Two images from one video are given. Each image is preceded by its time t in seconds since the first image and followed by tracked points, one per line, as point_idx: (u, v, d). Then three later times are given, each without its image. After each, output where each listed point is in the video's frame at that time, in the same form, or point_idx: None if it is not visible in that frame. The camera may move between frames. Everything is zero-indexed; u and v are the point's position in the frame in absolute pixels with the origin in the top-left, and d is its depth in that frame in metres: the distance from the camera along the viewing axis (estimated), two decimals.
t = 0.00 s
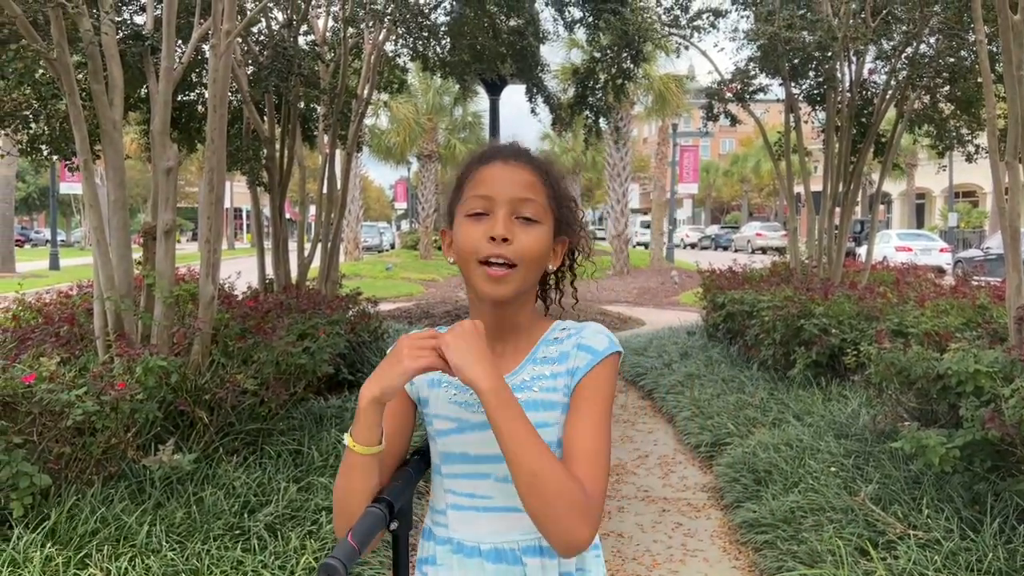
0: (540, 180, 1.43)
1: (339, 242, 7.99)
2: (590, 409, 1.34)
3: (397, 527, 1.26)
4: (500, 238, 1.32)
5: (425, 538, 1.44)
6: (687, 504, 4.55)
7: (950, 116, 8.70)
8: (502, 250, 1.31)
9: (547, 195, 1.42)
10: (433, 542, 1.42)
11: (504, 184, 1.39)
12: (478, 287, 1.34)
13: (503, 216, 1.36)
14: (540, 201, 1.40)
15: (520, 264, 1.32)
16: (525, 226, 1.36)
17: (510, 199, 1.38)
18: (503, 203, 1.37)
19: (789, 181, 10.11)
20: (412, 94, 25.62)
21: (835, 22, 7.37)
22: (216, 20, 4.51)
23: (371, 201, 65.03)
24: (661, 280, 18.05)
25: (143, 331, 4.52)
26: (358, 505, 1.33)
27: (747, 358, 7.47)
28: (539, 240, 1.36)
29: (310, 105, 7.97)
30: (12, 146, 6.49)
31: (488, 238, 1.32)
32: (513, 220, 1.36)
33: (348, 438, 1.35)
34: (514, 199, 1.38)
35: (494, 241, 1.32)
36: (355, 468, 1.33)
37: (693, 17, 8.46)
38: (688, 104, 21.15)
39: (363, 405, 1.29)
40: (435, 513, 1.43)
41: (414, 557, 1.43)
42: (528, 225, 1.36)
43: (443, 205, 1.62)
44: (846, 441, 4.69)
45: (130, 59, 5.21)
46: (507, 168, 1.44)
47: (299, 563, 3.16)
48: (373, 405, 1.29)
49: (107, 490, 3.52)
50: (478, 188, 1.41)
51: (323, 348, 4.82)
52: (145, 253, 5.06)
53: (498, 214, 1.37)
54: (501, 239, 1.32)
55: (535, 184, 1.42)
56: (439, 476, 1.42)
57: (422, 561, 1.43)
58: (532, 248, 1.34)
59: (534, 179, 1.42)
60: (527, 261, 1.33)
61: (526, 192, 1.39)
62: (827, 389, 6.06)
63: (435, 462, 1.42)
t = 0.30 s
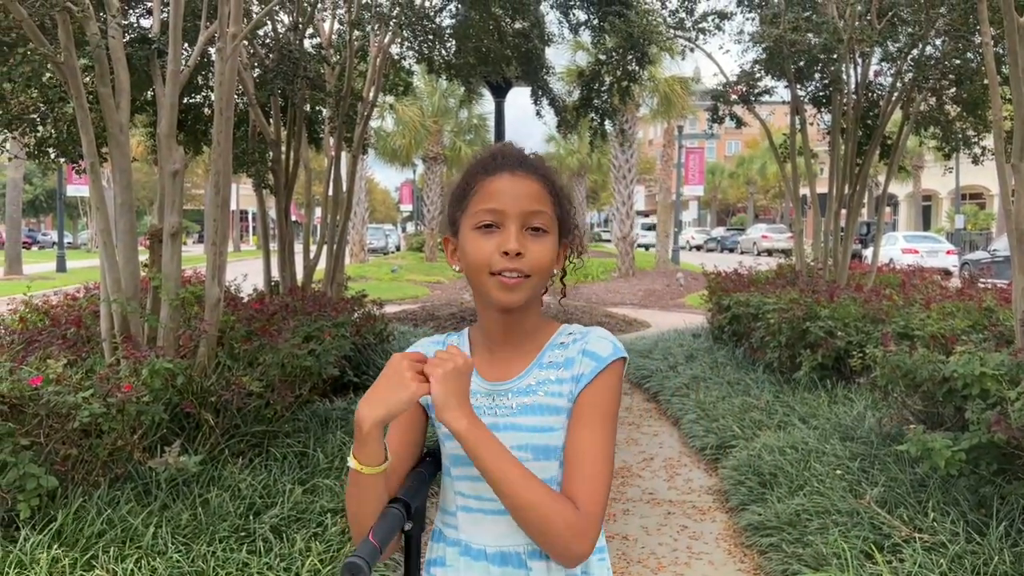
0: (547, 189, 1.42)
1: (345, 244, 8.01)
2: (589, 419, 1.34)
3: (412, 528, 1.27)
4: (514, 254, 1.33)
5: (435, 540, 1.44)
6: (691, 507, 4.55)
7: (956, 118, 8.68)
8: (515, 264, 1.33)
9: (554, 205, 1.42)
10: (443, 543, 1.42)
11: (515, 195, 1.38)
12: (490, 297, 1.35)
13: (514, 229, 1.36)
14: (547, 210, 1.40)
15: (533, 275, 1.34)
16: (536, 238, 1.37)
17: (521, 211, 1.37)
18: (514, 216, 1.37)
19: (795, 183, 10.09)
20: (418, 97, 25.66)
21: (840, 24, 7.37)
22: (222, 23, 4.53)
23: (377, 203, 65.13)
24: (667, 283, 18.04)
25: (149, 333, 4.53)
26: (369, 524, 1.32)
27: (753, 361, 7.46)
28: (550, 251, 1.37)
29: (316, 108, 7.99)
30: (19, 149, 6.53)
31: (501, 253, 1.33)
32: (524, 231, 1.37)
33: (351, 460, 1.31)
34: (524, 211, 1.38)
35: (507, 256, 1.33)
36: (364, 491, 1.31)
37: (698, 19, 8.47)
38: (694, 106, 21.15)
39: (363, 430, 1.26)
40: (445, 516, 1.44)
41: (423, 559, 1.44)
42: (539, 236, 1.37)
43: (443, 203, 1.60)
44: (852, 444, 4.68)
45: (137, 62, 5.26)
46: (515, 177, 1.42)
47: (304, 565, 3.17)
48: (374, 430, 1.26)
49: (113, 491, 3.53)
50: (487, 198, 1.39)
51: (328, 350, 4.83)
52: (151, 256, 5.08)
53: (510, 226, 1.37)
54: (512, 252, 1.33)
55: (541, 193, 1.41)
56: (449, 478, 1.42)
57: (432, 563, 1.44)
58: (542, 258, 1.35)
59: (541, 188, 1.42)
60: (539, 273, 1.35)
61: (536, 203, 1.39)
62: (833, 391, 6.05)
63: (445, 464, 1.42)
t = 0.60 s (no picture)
0: (548, 191, 1.42)
1: (350, 246, 8.02)
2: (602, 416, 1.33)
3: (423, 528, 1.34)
4: (516, 260, 1.33)
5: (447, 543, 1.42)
6: (695, 509, 4.55)
7: (961, 120, 8.65)
8: (518, 270, 1.33)
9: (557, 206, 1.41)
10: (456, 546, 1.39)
11: (516, 200, 1.38)
12: (496, 303, 1.36)
13: (516, 234, 1.36)
14: (550, 211, 1.40)
15: (536, 280, 1.34)
16: (539, 241, 1.37)
17: (523, 215, 1.37)
18: (516, 220, 1.37)
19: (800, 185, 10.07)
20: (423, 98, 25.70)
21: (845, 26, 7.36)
22: (227, 26, 4.54)
23: (381, 205, 65.23)
24: (671, 284, 18.03)
25: (154, 334, 4.55)
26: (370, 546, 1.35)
27: (757, 363, 7.45)
28: (553, 254, 1.37)
29: (320, 110, 8.01)
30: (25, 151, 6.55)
31: (504, 259, 1.33)
32: (526, 235, 1.37)
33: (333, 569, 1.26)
34: (526, 215, 1.37)
35: (509, 262, 1.33)
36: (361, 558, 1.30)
37: (702, 20, 8.46)
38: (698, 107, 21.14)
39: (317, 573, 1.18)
40: (458, 518, 1.42)
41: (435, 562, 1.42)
42: (542, 239, 1.37)
43: (451, 205, 1.61)
44: (856, 446, 4.67)
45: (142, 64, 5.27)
46: (516, 181, 1.42)
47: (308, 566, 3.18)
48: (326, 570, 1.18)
49: (117, 493, 3.54)
50: (489, 203, 1.39)
51: (333, 352, 4.84)
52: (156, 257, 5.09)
53: (512, 231, 1.36)
54: (515, 259, 1.33)
55: (543, 195, 1.40)
56: (461, 480, 1.40)
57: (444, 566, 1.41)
58: (546, 263, 1.35)
59: (542, 190, 1.41)
60: (543, 277, 1.35)
61: (537, 206, 1.38)
62: (838, 393, 6.04)
63: (457, 466, 1.40)
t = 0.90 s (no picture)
0: (562, 190, 1.43)
1: (354, 246, 8.03)
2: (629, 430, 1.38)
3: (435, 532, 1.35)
4: (534, 253, 1.33)
5: (448, 547, 1.40)
6: (699, 510, 4.54)
7: (966, 120, 8.62)
8: (536, 263, 1.33)
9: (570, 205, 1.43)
10: (460, 549, 1.38)
11: (533, 196, 1.39)
12: (510, 299, 1.35)
13: (533, 229, 1.37)
14: (564, 209, 1.41)
15: (553, 274, 1.34)
16: (555, 237, 1.37)
17: (540, 211, 1.38)
18: (532, 216, 1.38)
19: (804, 185, 10.05)
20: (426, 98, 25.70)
21: (849, 26, 7.35)
22: (231, 26, 4.55)
23: (385, 205, 65.28)
24: (675, 284, 18.00)
25: (158, 334, 4.55)
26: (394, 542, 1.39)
27: (761, 364, 7.43)
28: (570, 251, 1.37)
29: (324, 110, 8.02)
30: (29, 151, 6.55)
31: (522, 253, 1.33)
32: (542, 231, 1.37)
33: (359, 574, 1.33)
34: (542, 211, 1.38)
35: (527, 256, 1.33)
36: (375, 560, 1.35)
37: (706, 21, 8.45)
38: (702, 107, 21.10)
39: None
40: (461, 521, 1.40)
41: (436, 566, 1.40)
42: (557, 235, 1.37)
43: (458, 209, 1.61)
44: (860, 447, 4.66)
45: (147, 64, 5.27)
46: (531, 180, 1.43)
47: (311, 566, 3.18)
48: None
49: (121, 493, 3.54)
50: (504, 199, 1.40)
51: (336, 352, 4.85)
52: (159, 257, 5.10)
53: (528, 226, 1.37)
54: (533, 253, 1.33)
55: (557, 194, 1.42)
56: (467, 483, 1.39)
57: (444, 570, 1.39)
58: (562, 259, 1.35)
59: (557, 189, 1.43)
60: (559, 272, 1.35)
61: (553, 203, 1.40)
62: (842, 394, 6.03)
63: (462, 469, 1.39)
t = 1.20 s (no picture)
0: (564, 182, 1.43)
1: (356, 245, 8.03)
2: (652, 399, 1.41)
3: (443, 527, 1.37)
4: (534, 242, 1.33)
5: (447, 550, 1.38)
6: (701, 508, 4.54)
7: (969, 118, 8.60)
8: (535, 252, 1.32)
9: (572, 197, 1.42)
10: (460, 550, 1.36)
11: (533, 188, 1.39)
12: (512, 289, 1.34)
13: (533, 220, 1.36)
14: (567, 200, 1.41)
15: (555, 264, 1.33)
16: (556, 226, 1.37)
17: (540, 202, 1.38)
18: (533, 207, 1.38)
19: (806, 183, 10.04)
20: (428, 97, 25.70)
21: (852, 24, 7.35)
22: (233, 24, 4.55)
23: (386, 204, 65.28)
24: (677, 283, 17.98)
25: (160, 333, 4.56)
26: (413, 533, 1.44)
27: (763, 362, 7.43)
28: (572, 241, 1.37)
29: (326, 109, 8.02)
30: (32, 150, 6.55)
31: (521, 242, 1.33)
32: (543, 222, 1.37)
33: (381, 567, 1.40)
34: (543, 202, 1.38)
35: (527, 245, 1.33)
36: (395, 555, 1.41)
37: (709, 19, 8.44)
38: (704, 106, 21.08)
39: None
40: (463, 522, 1.38)
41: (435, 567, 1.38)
42: (559, 225, 1.37)
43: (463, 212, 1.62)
44: (863, 446, 4.65)
45: (150, 63, 5.28)
46: (533, 173, 1.43)
47: (314, 564, 3.19)
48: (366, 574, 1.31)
49: (124, 490, 3.55)
50: (505, 192, 1.40)
51: (338, 351, 4.86)
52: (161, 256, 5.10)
53: (529, 217, 1.37)
54: (533, 242, 1.33)
55: (560, 186, 1.42)
56: (468, 483, 1.37)
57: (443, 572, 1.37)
58: (564, 248, 1.35)
59: (559, 182, 1.43)
60: (562, 261, 1.34)
61: (554, 195, 1.39)
62: (844, 392, 6.02)
63: (464, 469, 1.37)
